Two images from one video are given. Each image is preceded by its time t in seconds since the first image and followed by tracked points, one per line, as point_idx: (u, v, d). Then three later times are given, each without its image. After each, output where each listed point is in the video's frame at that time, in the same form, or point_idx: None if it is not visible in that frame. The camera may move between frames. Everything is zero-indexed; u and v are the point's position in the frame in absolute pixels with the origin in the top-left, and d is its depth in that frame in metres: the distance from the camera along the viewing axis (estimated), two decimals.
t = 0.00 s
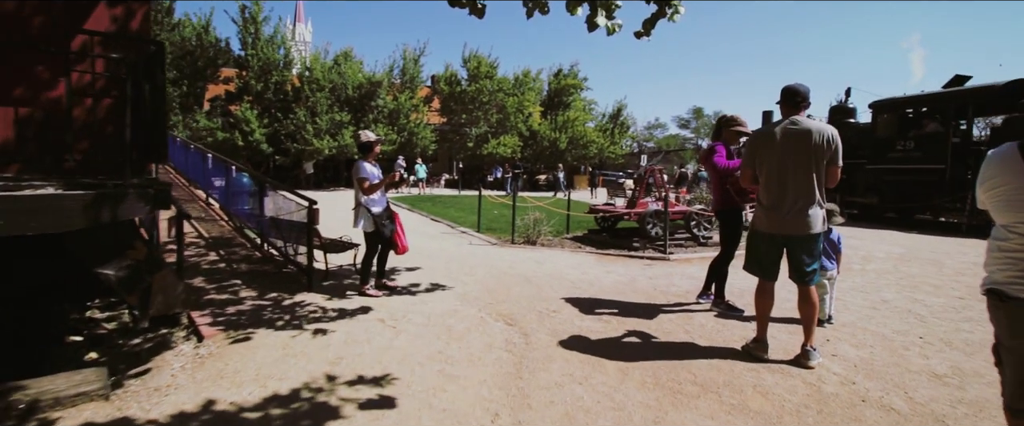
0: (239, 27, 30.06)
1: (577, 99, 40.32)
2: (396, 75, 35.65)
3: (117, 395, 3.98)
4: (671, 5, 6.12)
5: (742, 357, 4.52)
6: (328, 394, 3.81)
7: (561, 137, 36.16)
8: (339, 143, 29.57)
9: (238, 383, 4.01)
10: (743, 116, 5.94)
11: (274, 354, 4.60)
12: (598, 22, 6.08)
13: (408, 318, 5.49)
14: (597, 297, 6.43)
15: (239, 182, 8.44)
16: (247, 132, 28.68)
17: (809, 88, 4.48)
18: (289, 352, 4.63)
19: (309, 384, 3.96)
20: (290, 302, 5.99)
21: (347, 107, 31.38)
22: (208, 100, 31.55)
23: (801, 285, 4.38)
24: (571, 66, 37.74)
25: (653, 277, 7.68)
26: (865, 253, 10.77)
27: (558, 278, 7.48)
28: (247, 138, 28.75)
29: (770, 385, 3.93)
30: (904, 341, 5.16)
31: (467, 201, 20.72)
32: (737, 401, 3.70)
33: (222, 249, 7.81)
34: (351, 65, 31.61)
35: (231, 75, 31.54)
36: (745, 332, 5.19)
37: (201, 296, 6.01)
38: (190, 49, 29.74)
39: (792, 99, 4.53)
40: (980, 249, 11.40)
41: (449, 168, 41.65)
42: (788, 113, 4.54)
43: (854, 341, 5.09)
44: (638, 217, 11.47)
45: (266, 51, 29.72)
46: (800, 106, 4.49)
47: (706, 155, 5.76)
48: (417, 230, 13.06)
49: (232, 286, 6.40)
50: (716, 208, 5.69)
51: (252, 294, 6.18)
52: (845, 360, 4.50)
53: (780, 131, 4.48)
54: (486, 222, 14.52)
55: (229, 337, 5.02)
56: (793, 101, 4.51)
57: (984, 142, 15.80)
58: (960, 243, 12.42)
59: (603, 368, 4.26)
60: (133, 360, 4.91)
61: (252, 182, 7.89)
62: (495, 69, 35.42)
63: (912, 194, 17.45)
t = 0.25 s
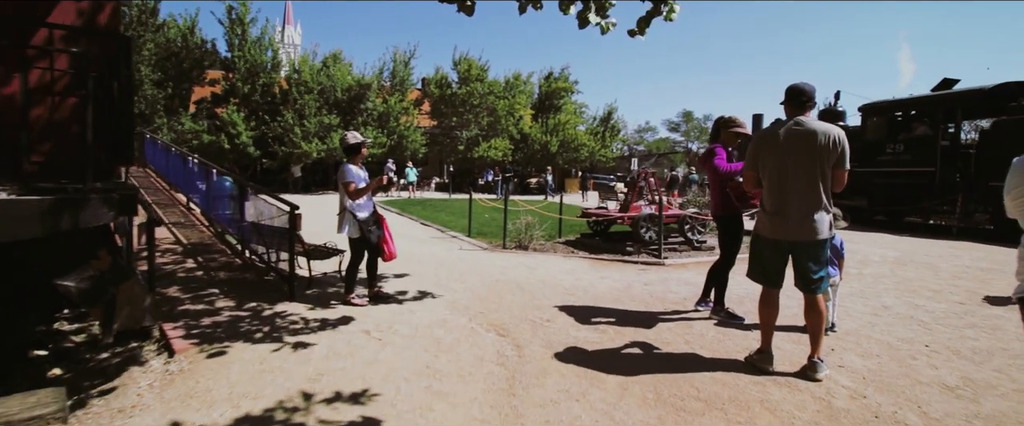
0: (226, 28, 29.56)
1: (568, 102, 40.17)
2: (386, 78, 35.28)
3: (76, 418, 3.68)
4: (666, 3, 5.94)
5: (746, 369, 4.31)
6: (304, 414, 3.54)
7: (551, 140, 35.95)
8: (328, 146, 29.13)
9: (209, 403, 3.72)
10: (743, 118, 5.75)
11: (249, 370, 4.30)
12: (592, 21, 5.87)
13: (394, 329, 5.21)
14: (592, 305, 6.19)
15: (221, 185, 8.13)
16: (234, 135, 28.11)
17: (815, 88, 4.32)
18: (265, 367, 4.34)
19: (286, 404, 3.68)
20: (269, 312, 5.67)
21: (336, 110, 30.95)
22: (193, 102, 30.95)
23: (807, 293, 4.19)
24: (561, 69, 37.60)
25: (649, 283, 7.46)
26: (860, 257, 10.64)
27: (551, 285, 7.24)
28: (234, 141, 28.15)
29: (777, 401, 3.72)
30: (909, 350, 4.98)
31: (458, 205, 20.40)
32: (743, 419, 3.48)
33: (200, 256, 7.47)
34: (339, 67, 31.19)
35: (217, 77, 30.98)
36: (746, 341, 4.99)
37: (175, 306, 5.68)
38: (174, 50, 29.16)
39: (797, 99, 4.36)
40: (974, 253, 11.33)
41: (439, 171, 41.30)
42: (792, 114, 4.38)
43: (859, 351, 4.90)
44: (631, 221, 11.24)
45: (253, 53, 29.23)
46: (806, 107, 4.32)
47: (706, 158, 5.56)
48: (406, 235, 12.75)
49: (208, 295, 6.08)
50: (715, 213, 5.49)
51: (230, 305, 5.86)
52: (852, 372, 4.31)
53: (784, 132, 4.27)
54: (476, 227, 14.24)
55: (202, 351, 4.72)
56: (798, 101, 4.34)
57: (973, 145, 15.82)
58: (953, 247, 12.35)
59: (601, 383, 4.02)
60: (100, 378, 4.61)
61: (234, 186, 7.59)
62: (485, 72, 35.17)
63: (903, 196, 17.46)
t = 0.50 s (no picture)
0: (218, 30, 29.19)
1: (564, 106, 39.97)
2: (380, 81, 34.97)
3: None
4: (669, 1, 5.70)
5: (760, 387, 4.04)
6: None
7: (547, 144, 35.69)
8: (321, 150, 28.76)
9: None
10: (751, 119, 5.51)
11: (226, 390, 3.99)
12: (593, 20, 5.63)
13: (384, 343, 4.92)
14: (592, 315, 5.91)
15: (207, 189, 7.83)
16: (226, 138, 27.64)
17: (829, 87, 4.14)
18: (245, 387, 4.03)
19: None
20: (252, 324, 5.36)
21: (330, 113, 30.59)
22: (184, 105, 30.50)
23: (825, 305, 3.94)
24: (557, 72, 37.43)
25: (651, 291, 7.19)
26: (863, 263, 10.43)
27: (550, 293, 6.95)
28: (226, 145, 27.63)
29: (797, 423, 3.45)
30: (927, 363, 4.74)
31: (452, 210, 20.04)
32: None
33: (183, 264, 7.14)
34: (334, 70, 30.84)
35: (209, 80, 30.56)
36: (757, 354, 4.73)
37: (152, 319, 5.36)
38: (165, 52, 28.71)
39: (811, 98, 4.20)
40: (978, 258, 11.15)
41: (434, 175, 40.95)
42: (807, 113, 4.19)
43: (876, 365, 4.65)
44: (630, 226, 10.96)
45: (245, 55, 28.85)
46: (821, 106, 4.13)
47: (713, 161, 5.34)
48: (399, 240, 12.42)
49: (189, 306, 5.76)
50: (721, 218, 5.25)
51: (211, 316, 5.54)
52: (872, 389, 4.05)
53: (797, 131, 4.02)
54: (472, 232, 13.93)
55: (178, 369, 4.40)
56: (814, 100, 4.15)
57: (972, 148, 15.70)
58: (956, 252, 12.17)
59: (606, 403, 3.74)
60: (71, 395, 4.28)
61: (219, 190, 7.28)
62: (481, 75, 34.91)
63: (901, 201, 17.32)
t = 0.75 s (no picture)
0: (224, 34, 29.17)
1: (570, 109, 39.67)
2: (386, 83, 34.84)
3: None
4: None
5: (786, 405, 3.77)
6: None
7: (553, 147, 35.40)
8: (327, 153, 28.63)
9: None
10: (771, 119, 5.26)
11: (217, 405, 3.77)
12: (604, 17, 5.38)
13: (386, 354, 4.68)
14: (603, 324, 5.65)
15: (206, 192, 7.66)
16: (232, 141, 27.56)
17: (859, 84, 3.92)
18: (237, 402, 3.81)
19: None
20: (248, 333, 5.14)
21: (336, 116, 30.49)
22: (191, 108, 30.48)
23: (857, 318, 3.68)
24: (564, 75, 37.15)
25: (663, 298, 6.91)
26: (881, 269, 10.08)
27: (558, 300, 6.68)
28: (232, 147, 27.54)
29: None
30: (962, 379, 4.45)
31: (458, 213, 19.79)
32: None
33: (181, 269, 6.97)
34: (340, 73, 30.70)
35: (215, 83, 30.53)
36: (779, 368, 4.45)
37: (145, 327, 5.15)
38: (172, 55, 28.70)
39: (839, 96, 3.96)
40: (1001, 265, 10.77)
41: (440, 178, 40.76)
42: (835, 111, 3.95)
43: (907, 381, 4.37)
44: (639, 230, 10.66)
45: (251, 58, 28.78)
46: (851, 102, 3.91)
47: (731, 164, 5.11)
48: (404, 244, 12.19)
49: (185, 313, 5.56)
50: (740, 223, 5.03)
51: (206, 324, 5.33)
52: (906, 409, 3.77)
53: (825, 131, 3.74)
54: (477, 236, 13.68)
55: (168, 381, 4.19)
56: (842, 97, 3.92)
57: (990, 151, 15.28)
58: (977, 258, 11.79)
59: (622, 423, 3.48)
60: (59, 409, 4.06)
61: (218, 193, 7.10)
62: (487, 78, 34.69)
63: (917, 205, 16.90)
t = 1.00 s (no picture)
0: (235, 37, 29.23)
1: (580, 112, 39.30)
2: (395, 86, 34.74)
3: None
4: None
5: None
6: None
7: (563, 150, 35.05)
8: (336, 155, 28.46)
9: None
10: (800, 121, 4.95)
11: (205, 423, 3.51)
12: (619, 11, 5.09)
13: (387, 367, 4.40)
14: (618, 336, 5.33)
15: (208, 194, 7.46)
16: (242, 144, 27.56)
17: (901, 82, 3.62)
18: (226, 420, 3.54)
19: None
20: (244, 343, 4.89)
21: (345, 119, 30.40)
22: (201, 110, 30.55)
23: (903, 338, 3.37)
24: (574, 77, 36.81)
25: (681, 308, 6.56)
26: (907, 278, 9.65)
27: (570, 309, 6.36)
28: (241, 150, 27.53)
29: None
30: (1012, 402, 4.07)
31: (466, 217, 19.49)
32: None
33: (180, 274, 6.75)
34: (349, 76, 30.64)
35: (225, 86, 30.60)
36: (811, 388, 4.10)
37: (137, 335, 4.92)
38: (182, 58, 28.75)
39: (880, 94, 3.64)
40: None
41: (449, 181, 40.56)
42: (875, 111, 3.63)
43: (952, 403, 4.00)
44: (654, 235, 10.29)
45: (261, 61, 28.80)
46: (893, 101, 3.59)
47: (758, 167, 4.85)
48: (411, 249, 11.93)
49: (181, 321, 5.33)
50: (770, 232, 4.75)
51: (201, 333, 5.10)
52: None
53: (866, 130, 3.41)
54: (486, 240, 13.39)
55: (156, 395, 3.94)
56: (882, 95, 3.61)
57: (1017, 155, 14.74)
58: (1007, 266, 11.28)
59: None
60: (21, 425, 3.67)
61: (219, 196, 6.89)
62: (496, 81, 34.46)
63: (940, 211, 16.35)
